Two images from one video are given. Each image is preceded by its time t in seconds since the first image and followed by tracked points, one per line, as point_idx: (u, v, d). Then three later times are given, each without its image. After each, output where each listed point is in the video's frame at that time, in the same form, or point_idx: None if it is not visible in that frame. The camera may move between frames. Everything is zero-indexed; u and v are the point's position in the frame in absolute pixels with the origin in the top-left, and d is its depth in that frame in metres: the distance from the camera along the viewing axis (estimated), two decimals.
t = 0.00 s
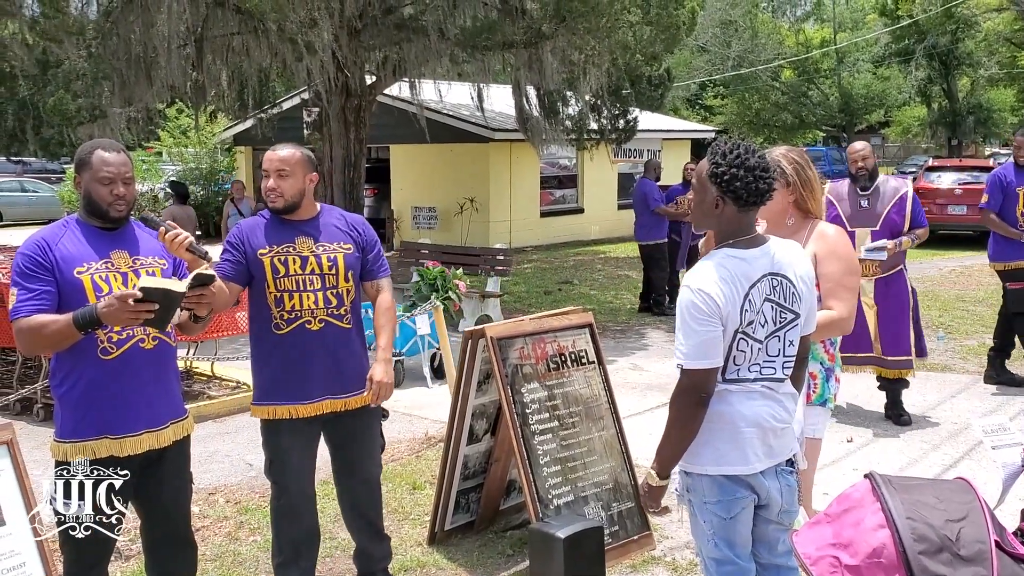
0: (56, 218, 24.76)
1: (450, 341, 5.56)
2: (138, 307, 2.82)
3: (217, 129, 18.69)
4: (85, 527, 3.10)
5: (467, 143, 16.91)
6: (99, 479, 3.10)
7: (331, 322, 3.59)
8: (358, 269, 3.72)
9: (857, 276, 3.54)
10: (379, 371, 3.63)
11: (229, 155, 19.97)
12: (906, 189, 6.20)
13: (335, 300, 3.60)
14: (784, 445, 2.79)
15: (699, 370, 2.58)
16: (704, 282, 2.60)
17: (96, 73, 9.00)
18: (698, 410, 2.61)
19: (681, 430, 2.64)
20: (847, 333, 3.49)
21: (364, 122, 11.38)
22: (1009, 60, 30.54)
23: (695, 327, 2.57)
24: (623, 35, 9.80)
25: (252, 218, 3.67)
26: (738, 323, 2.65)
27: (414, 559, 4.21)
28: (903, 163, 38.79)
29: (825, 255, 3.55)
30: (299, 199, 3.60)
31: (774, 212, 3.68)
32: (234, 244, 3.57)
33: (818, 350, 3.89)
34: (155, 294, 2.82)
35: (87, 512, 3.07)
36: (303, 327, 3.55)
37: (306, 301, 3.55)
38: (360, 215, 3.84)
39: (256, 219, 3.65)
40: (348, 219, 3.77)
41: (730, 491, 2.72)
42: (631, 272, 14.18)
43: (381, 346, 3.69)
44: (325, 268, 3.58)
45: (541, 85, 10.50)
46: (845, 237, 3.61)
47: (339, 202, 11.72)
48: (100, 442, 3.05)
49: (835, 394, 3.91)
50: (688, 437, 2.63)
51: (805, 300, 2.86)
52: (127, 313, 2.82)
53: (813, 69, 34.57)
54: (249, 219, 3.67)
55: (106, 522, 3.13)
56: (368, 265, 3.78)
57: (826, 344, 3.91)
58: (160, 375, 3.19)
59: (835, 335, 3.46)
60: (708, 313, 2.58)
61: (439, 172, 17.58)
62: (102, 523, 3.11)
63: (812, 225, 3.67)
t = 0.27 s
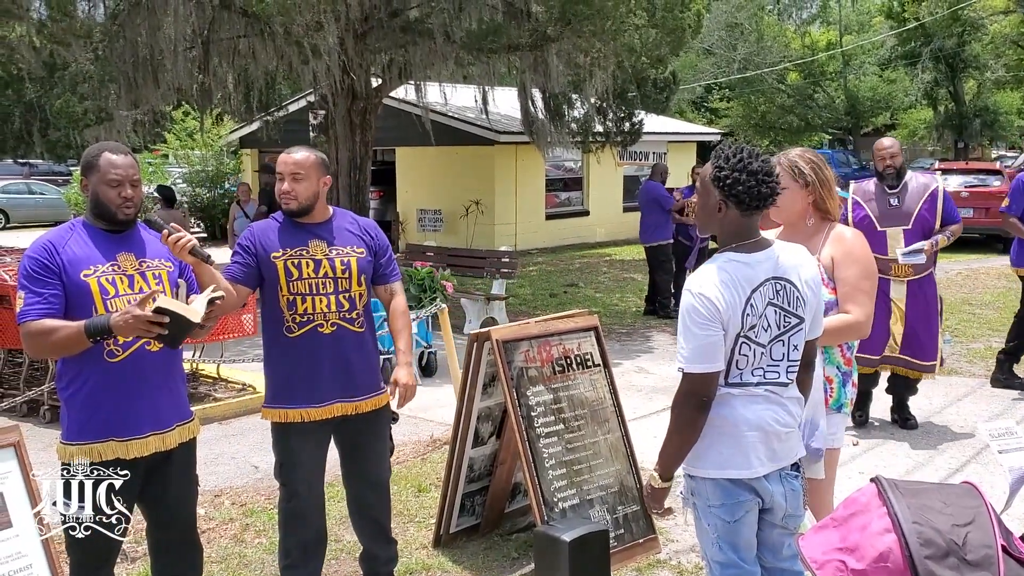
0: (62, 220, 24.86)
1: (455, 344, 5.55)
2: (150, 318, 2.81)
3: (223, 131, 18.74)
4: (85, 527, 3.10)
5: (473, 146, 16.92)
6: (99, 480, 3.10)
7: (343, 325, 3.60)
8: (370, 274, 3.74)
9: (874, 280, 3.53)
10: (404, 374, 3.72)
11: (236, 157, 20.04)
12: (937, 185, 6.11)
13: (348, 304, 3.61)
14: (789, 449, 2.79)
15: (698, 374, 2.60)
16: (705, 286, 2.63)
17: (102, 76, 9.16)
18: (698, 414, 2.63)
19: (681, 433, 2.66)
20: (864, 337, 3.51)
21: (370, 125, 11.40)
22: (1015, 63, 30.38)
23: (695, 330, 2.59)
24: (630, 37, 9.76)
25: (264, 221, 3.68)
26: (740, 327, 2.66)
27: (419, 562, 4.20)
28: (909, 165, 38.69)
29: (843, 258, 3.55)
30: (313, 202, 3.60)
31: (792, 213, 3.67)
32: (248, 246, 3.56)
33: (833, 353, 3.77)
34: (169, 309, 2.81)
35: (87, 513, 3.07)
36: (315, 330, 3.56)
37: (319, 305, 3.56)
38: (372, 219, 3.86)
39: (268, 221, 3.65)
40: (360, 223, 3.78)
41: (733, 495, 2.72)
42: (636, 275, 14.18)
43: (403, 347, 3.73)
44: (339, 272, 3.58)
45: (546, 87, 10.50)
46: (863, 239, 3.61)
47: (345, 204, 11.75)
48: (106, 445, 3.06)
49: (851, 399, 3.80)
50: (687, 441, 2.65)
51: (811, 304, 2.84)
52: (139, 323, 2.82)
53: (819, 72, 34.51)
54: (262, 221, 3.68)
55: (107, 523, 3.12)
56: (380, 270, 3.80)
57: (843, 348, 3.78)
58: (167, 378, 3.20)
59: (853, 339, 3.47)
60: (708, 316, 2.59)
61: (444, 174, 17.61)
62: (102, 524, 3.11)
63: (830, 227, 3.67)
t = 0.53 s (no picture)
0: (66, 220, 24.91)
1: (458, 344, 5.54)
2: (165, 321, 2.84)
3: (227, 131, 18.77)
4: (85, 527, 3.10)
5: (476, 146, 16.92)
6: (99, 479, 3.09)
7: (350, 327, 3.60)
8: (376, 275, 3.74)
9: (905, 279, 3.57)
10: (412, 378, 3.73)
11: (240, 157, 20.07)
12: (953, 192, 6.18)
13: (355, 305, 3.62)
14: (791, 449, 2.78)
15: (699, 375, 2.60)
16: (704, 287, 2.63)
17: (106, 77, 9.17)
18: (699, 415, 2.63)
19: (683, 434, 2.66)
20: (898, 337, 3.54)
21: (373, 125, 11.39)
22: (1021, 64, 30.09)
23: (695, 331, 2.60)
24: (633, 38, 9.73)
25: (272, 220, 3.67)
26: (740, 328, 2.66)
27: (422, 562, 4.21)
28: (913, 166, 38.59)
29: (874, 258, 3.58)
30: (322, 203, 3.61)
31: (821, 213, 3.68)
32: (256, 245, 3.55)
33: (867, 354, 3.72)
34: (185, 311, 2.85)
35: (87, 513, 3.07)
36: (322, 332, 3.56)
37: (327, 306, 3.56)
38: (378, 221, 3.86)
39: (275, 221, 3.64)
40: (367, 224, 3.79)
41: (735, 495, 2.72)
42: (640, 275, 14.18)
43: (408, 353, 3.76)
44: (347, 273, 3.59)
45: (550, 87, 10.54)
46: (892, 238, 3.65)
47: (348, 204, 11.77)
48: (111, 444, 3.06)
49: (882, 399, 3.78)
50: (689, 443, 2.65)
51: (812, 305, 2.84)
52: (152, 326, 2.84)
53: (822, 72, 34.45)
54: (269, 220, 3.67)
55: (106, 523, 3.12)
56: (386, 271, 3.81)
57: (875, 348, 3.73)
58: (170, 378, 3.20)
59: (886, 338, 3.51)
60: (708, 318, 2.60)
61: (447, 175, 17.61)
62: (101, 524, 3.10)
63: (856, 226, 3.69)
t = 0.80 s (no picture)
0: (70, 221, 24.94)
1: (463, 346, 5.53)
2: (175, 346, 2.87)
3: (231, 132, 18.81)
4: (85, 527, 3.10)
5: (480, 148, 16.91)
6: (99, 480, 3.09)
7: (355, 328, 3.61)
8: (381, 277, 3.75)
9: (941, 280, 3.61)
10: (415, 378, 3.74)
11: (244, 158, 20.10)
12: (966, 188, 6.01)
13: (359, 306, 3.62)
14: (795, 451, 2.78)
15: (701, 377, 2.61)
16: (707, 289, 2.63)
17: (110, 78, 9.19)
18: (702, 417, 2.64)
19: (686, 436, 2.67)
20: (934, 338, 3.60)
21: (376, 127, 11.38)
22: None
23: (698, 334, 2.60)
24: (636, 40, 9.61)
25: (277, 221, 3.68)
26: (743, 331, 2.66)
27: (425, 563, 4.21)
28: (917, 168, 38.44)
29: (909, 259, 3.64)
30: (328, 205, 3.61)
31: (853, 215, 3.72)
32: (261, 246, 3.55)
33: (903, 355, 3.79)
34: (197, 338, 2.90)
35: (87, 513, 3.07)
36: (327, 333, 3.57)
37: (331, 308, 3.57)
38: (383, 222, 3.87)
39: (280, 222, 3.65)
40: (371, 226, 3.80)
41: (739, 497, 2.72)
42: (644, 277, 14.17)
43: (410, 353, 3.75)
44: (352, 274, 3.59)
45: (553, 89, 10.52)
46: (926, 240, 3.70)
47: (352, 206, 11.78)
48: (117, 445, 3.07)
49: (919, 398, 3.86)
50: (692, 445, 2.66)
51: (816, 306, 2.84)
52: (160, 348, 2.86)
53: (826, 74, 34.36)
54: (274, 222, 3.67)
55: (107, 523, 3.12)
56: (390, 273, 3.81)
57: (910, 349, 3.81)
58: (175, 379, 3.21)
59: (922, 340, 3.55)
60: (711, 320, 2.60)
61: (450, 176, 17.61)
62: (101, 524, 3.10)
63: (889, 228, 3.75)
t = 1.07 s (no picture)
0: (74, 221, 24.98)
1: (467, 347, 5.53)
2: (172, 334, 2.86)
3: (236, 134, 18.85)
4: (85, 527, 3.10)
5: (484, 149, 16.92)
6: (99, 480, 3.10)
7: (358, 330, 3.62)
8: (384, 278, 3.76)
9: (958, 281, 3.49)
10: (416, 378, 3.74)
11: (248, 159, 20.14)
12: (984, 190, 5.18)
13: (363, 308, 3.63)
14: (800, 453, 2.78)
15: (704, 380, 2.61)
16: (709, 292, 2.64)
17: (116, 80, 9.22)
18: (705, 419, 2.64)
19: (689, 438, 2.67)
20: (947, 341, 3.47)
21: (381, 128, 11.41)
22: None
23: (701, 336, 2.61)
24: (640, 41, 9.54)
25: (283, 223, 3.68)
26: (746, 333, 2.66)
27: (430, 564, 4.22)
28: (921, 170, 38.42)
29: (923, 259, 3.52)
30: (335, 207, 3.60)
31: (873, 212, 3.65)
32: (266, 247, 3.56)
33: (919, 359, 3.66)
34: (192, 324, 2.87)
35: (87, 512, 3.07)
36: (331, 334, 3.57)
37: (335, 309, 3.57)
38: (385, 224, 3.88)
39: (285, 224, 3.66)
40: (374, 228, 3.81)
41: (743, 499, 2.72)
42: (647, 278, 14.18)
43: (412, 353, 3.76)
44: (356, 276, 3.60)
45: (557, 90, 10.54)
46: (947, 241, 3.56)
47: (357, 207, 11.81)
48: (122, 445, 3.08)
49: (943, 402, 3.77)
50: (696, 447, 2.66)
51: (821, 309, 2.83)
52: (160, 338, 2.87)
53: (830, 76, 34.34)
54: (280, 223, 3.68)
55: (106, 523, 3.12)
56: (393, 274, 3.82)
57: (927, 352, 3.67)
58: (182, 380, 3.22)
59: (934, 342, 3.46)
60: (714, 322, 2.61)
61: (454, 177, 17.63)
62: (102, 524, 3.10)
63: (912, 227, 3.64)
